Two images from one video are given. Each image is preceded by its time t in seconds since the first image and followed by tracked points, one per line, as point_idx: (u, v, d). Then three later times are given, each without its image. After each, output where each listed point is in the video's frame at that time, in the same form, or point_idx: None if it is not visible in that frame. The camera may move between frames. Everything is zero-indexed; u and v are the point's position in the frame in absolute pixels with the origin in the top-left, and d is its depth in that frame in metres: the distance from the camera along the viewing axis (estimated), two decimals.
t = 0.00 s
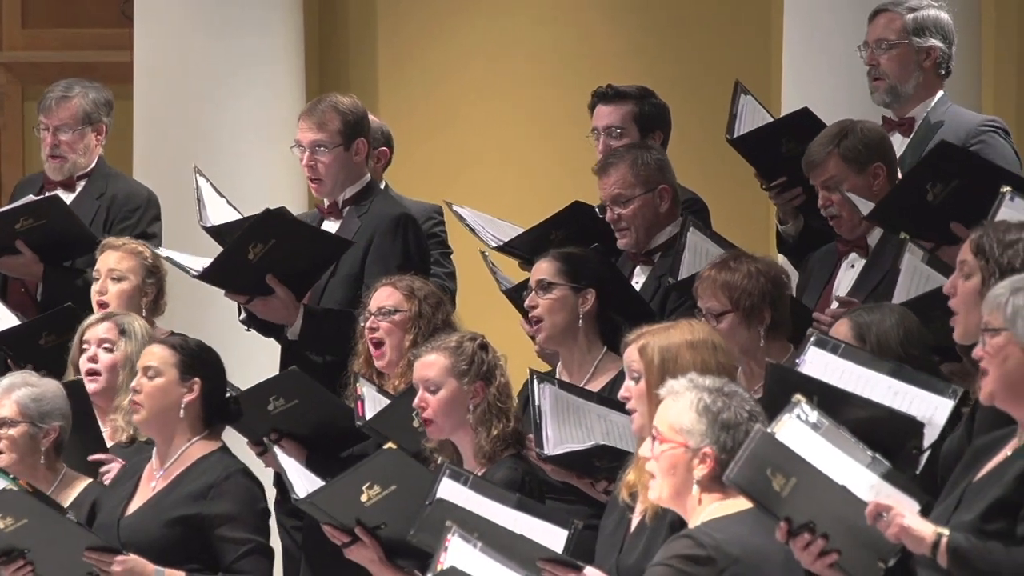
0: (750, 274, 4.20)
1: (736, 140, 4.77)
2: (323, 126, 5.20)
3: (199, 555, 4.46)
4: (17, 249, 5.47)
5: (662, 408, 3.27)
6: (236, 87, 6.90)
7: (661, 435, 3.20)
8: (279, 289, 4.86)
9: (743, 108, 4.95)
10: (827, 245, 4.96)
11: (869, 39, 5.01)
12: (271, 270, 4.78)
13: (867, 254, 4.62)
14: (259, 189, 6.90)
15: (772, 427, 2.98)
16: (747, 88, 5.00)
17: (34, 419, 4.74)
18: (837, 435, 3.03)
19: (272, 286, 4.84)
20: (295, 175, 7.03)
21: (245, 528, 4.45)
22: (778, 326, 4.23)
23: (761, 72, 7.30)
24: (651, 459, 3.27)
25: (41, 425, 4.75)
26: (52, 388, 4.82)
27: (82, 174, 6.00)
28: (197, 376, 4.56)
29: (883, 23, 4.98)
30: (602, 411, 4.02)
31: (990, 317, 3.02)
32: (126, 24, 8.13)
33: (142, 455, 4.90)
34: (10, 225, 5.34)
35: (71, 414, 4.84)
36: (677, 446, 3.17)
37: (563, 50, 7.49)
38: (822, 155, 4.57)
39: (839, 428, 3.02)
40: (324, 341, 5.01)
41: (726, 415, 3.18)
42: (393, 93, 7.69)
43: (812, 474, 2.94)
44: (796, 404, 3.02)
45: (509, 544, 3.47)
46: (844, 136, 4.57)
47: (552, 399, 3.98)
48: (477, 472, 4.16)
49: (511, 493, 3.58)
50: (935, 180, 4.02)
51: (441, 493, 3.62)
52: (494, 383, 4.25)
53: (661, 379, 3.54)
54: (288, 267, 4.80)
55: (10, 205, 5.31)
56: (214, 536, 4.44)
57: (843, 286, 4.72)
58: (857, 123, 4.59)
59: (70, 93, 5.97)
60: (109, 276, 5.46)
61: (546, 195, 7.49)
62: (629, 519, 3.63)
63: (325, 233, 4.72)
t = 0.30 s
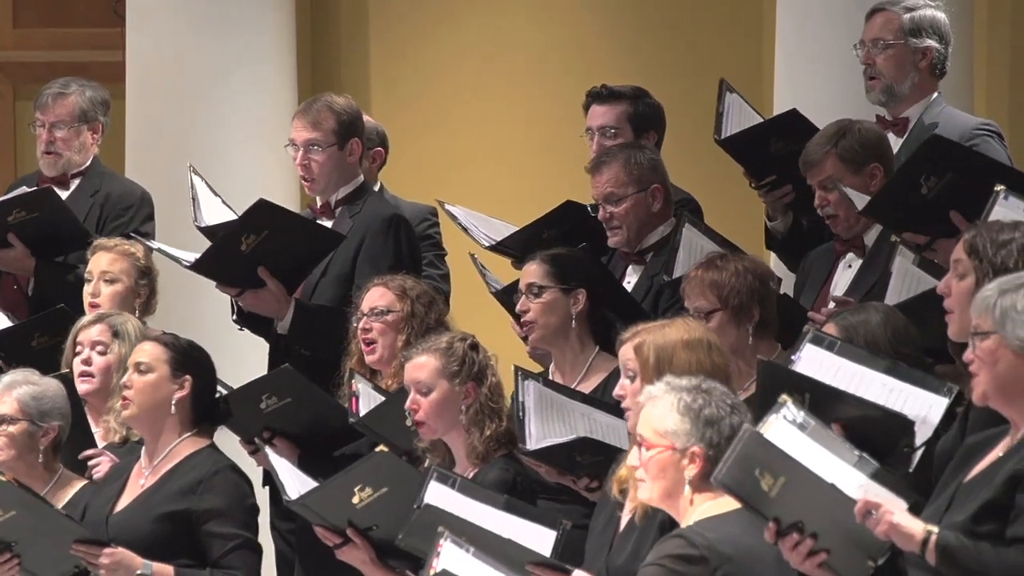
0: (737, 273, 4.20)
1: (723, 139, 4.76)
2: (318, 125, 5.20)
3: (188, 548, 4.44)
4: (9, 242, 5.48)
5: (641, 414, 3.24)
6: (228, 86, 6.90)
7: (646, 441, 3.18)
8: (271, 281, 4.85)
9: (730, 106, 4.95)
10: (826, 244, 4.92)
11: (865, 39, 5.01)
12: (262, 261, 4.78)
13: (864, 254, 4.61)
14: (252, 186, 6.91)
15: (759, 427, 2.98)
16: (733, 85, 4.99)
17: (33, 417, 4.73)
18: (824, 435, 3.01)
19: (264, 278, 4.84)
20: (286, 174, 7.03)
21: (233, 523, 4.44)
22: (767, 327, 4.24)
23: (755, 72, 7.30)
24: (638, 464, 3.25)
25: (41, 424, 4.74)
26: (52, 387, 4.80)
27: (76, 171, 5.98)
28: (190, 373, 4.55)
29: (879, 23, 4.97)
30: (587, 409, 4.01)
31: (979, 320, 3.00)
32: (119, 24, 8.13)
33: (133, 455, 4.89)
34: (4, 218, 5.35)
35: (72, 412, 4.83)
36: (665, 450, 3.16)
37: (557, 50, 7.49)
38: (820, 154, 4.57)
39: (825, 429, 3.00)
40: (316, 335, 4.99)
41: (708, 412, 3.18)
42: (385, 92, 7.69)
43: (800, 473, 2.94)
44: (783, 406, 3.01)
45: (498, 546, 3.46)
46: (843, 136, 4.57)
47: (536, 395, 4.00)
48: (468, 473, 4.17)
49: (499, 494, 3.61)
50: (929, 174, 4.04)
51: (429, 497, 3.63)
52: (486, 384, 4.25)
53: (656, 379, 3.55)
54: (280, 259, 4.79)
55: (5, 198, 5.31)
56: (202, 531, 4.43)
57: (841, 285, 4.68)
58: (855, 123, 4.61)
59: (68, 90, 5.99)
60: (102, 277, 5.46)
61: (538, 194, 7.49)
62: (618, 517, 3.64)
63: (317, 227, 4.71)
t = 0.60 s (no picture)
0: (739, 269, 4.20)
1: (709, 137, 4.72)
2: (311, 126, 5.19)
3: (185, 547, 4.44)
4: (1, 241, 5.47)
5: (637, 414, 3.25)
6: (221, 86, 6.89)
7: (643, 441, 3.18)
8: (262, 281, 4.83)
9: (714, 105, 4.90)
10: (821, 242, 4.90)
11: (859, 39, 5.01)
12: (255, 260, 4.77)
13: (859, 255, 4.60)
14: (246, 186, 6.92)
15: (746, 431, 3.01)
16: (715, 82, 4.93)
17: (27, 417, 4.73)
18: (812, 437, 3.03)
19: (256, 277, 4.82)
20: (279, 174, 7.03)
21: (227, 522, 4.44)
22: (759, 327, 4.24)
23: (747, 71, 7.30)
24: (635, 464, 3.24)
25: (35, 424, 4.74)
26: (47, 387, 4.80)
27: (68, 171, 5.97)
28: (184, 374, 4.53)
29: (873, 23, 4.97)
30: (571, 409, 4.03)
31: (968, 321, 3.00)
32: (112, 24, 8.12)
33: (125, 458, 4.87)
34: None
35: (65, 413, 4.82)
36: (662, 449, 3.17)
37: (550, 49, 7.48)
38: (816, 153, 4.56)
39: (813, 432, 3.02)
40: (308, 335, 4.99)
41: (705, 411, 3.19)
42: (378, 92, 7.70)
43: (790, 475, 2.93)
44: (768, 408, 3.04)
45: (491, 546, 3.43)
46: (839, 136, 4.57)
47: (519, 395, 4.05)
48: (462, 472, 4.17)
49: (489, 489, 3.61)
50: (931, 172, 4.05)
51: (419, 493, 3.60)
52: (477, 384, 4.24)
53: (647, 379, 3.55)
54: (273, 258, 4.78)
55: None
56: (197, 529, 4.43)
57: (837, 286, 4.66)
58: (852, 124, 4.61)
59: (60, 89, 5.98)
60: (99, 277, 5.45)
61: (531, 194, 7.48)
62: (609, 516, 3.64)
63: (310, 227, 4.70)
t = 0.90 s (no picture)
0: (730, 269, 4.20)
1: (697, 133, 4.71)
2: (302, 126, 5.19)
3: (180, 547, 4.44)
4: None
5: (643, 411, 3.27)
6: (210, 86, 6.89)
7: (646, 437, 3.20)
8: (253, 280, 4.83)
9: (700, 102, 4.89)
10: (812, 243, 4.91)
11: (847, 38, 5.01)
12: (245, 260, 4.76)
13: (851, 255, 4.60)
14: (235, 185, 6.91)
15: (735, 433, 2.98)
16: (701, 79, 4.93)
17: (16, 418, 4.70)
18: (801, 440, 3.00)
19: (246, 276, 4.82)
20: (269, 175, 7.03)
21: (224, 523, 4.44)
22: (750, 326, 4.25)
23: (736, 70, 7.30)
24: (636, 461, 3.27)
25: (24, 425, 4.71)
26: (36, 387, 4.77)
27: (57, 170, 5.96)
28: (183, 376, 4.54)
29: (860, 22, 4.98)
30: (559, 408, 4.02)
31: (958, 321, 3.00)
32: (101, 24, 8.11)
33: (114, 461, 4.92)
34: None
35: (55, 414, 4.80)
36: (664, 446, 3.18)
37: (539, 48, 7.48)
38: (807, 153, 4.56)
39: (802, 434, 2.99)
40: (296, 335, 4.99)
41: (709, 410, 3.21)
42: (368, 92, 7.71)
43: (779, 476, 2.94)
44: (757, 411, 3.01)
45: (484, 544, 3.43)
46: (831, 137, 4.57)
47: (508, 395, 4.03)
48: (454, 472, 4.16)
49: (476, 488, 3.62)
50: (923, 173, 4.06)
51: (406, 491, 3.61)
52: (468, 383, 4.25)
53: (635, 378, 3.54)
54: (263, 257, 4.77)
55: None
56: (191, 530, 4.43)
57: (828, 286, 4.67)
58: (844, 124, 4.62)
59: (50, 88, 5.96)
60: (94, 278, 5.44)
61: (520, 193, 7.48)
62: (596, 516, 3.64)
63: (300, 226, 4.70)
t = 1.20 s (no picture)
0: (718, 270, 4.22)
1: (684, 129, 4.71)
2: (291, 126, 5.19)
3: (175, 547, 4.44)
4: None
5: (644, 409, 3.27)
6: (199, 86, 6.89)
7: (646, 434, 3.20)
8: (240, 279, 4.82)
9: (687, 97, 4.87)
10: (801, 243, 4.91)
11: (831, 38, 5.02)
12: (233, 257, 4.75)
13: (840, 255, 4.60)
14: (225, 185, 6.90)
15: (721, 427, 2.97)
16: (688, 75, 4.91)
17: (4, 418, 4.69)
18: (787, 434, 3.00)
19: (233, 274, 4.80)
20: (258, 175, 7.03)
21: (220, 524, 4.44)
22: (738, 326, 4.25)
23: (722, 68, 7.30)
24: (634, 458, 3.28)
25: (12, 426, 4.71)
26: (24, 387, 4.77)
27: (45, 169, 5.95)
28: (182, 380, 4.55)
29: (845, 22, 4.99)
30: (544, 409, 4.02)
31: (948, 320, 3.00)
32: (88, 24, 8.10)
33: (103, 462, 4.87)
34: None
35: (43, 414, 4.79)
36: (663, 444, 3.19)
37: (525, 47, 7.49)
38: (797, 153, 4.56)
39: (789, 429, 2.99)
40: (283, 335, 4.99)
41: (709, 409, 3.21)
42: (355, 92, 7.71)
43: (764, 470, 2.92)
44: (745, 405, 2.99)
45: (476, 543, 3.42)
46: (821, 137, 4.58)
47: (493, 396, 4.09)
48: (443, 473, 4.16)
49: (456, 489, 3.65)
50: (916, 167, 4.06)
51: (389, 492, 3.64)
52: (458, 383, 4.24)
53: (620, 378, 3.55)
54: (252, 257, 4.77)
55: None
56: (186, 529, 4.43)
57: (817, 286, 4.67)
58: (833, 124, 4.62)
59: (38, 88, 5.94)
60: (86, 279, 5.43)
61: (507, 193, 7.48)
62: (579, 517, 3.64)
63: (290, 225, 4.71)
